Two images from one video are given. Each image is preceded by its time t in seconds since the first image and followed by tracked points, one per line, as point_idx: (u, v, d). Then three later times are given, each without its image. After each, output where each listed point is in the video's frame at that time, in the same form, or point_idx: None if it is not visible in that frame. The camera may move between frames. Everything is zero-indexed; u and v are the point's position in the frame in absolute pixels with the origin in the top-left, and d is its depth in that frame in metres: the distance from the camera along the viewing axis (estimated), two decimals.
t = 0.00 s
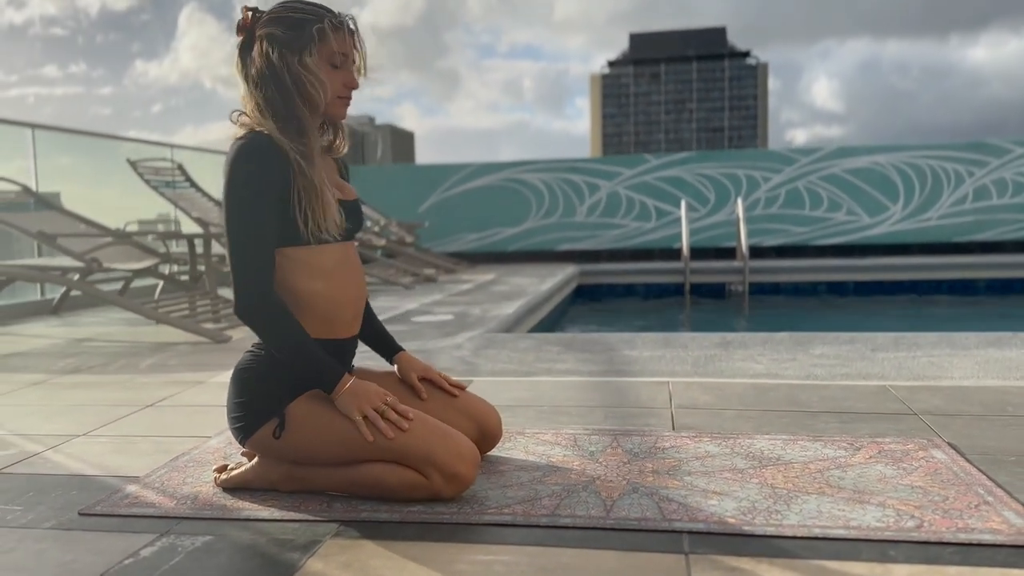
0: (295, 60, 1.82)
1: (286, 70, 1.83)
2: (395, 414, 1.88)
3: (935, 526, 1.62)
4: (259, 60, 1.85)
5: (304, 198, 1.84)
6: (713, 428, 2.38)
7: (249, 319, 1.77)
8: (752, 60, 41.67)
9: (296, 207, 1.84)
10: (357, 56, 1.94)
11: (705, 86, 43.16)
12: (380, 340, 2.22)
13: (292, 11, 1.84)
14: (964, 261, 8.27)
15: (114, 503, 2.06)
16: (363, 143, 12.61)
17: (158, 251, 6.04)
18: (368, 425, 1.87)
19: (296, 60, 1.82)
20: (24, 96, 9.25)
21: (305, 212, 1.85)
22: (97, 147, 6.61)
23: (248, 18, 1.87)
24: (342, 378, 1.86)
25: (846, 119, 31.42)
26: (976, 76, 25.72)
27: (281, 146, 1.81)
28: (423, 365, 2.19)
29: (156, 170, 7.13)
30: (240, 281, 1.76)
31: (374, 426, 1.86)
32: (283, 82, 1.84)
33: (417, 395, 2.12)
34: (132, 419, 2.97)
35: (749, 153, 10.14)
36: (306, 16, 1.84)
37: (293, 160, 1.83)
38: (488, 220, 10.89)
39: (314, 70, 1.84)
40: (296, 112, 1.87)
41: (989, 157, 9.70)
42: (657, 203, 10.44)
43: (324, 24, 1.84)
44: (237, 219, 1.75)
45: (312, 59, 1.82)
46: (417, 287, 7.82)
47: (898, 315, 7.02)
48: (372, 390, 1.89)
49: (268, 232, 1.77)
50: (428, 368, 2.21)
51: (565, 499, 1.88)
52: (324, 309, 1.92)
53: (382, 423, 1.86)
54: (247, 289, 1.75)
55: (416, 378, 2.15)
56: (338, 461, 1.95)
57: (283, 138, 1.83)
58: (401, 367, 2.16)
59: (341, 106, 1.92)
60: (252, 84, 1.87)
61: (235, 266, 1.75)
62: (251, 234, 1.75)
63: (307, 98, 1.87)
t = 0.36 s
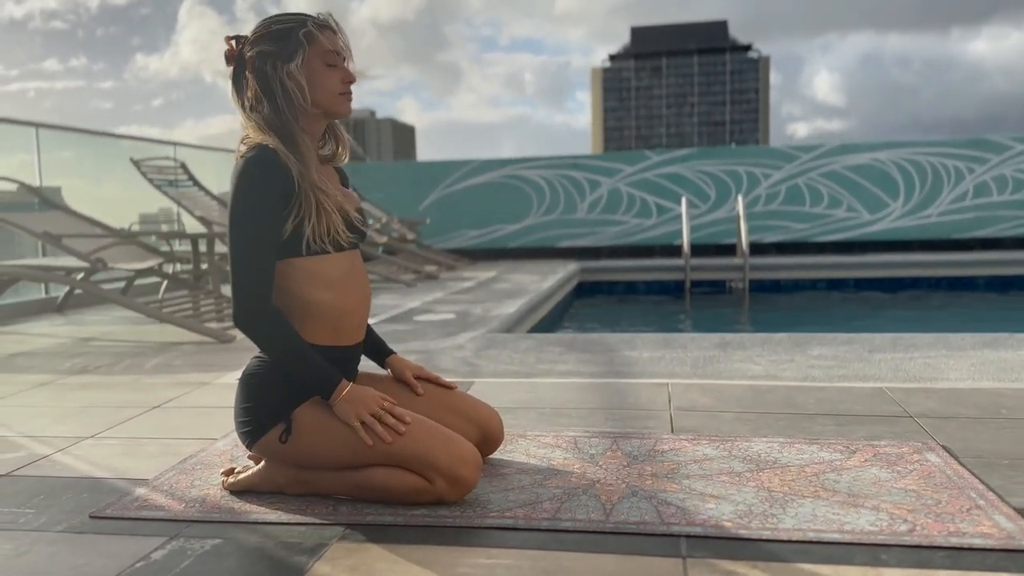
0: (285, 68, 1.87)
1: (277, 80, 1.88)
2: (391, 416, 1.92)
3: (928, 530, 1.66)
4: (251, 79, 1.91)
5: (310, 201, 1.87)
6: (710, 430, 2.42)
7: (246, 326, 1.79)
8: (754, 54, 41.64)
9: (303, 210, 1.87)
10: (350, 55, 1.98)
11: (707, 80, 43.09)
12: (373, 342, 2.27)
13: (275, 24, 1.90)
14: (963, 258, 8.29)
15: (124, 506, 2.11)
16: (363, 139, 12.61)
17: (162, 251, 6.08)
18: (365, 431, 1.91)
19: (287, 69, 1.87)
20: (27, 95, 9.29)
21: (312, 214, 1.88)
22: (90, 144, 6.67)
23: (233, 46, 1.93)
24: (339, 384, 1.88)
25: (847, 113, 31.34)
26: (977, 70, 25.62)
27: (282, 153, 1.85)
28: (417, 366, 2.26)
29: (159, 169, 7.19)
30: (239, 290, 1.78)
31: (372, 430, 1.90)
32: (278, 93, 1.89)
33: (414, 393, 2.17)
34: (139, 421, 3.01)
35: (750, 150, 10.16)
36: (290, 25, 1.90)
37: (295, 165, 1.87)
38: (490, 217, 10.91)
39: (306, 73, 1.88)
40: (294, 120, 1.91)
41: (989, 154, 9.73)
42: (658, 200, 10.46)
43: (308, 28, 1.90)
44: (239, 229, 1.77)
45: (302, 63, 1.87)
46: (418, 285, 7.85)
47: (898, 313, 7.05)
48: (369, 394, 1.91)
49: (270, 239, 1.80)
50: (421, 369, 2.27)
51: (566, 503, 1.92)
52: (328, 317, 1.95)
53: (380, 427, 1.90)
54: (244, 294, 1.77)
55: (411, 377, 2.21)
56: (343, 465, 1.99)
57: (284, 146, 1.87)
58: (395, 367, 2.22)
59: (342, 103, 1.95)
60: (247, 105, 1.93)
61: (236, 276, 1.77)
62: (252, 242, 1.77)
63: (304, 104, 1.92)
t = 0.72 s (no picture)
0: (281, 83, 1.91)
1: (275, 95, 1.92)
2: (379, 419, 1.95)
3: (918, 536, 1.70)
4: (249, 101, 1.95)
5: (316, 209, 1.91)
6: (707, 435, 2.47)
7: (238, 334, 1.81)
8: (754, 48, 41.63)
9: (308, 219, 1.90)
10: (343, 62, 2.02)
11: (707, 74, 43.04)
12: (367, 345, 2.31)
13: (265, 42, 1.94)
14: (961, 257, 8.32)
15: (133, 511, 2.15)
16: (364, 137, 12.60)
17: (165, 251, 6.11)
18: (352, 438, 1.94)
19: (283, 83, 1.91)
20: (28, 93, 9.32)
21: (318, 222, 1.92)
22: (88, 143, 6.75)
23: (228, 75, 1.98)
24: (330, 392, 1.92)
25: (847, 107, 31.29)
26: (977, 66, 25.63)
27: (285, 164, 1.89)
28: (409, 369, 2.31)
29: (162, 169, 7.26)
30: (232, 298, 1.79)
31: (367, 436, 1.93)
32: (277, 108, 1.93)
33: (407, 393, 2.23)
34: (145, 424, 3.05)
35: (750, 148, 10.17)
36: (280, 39, 1.93)
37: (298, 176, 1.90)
38: (490, 215, 10.94)
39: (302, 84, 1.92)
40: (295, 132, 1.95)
41: (988, 152, 9.77)
42: (658, 198, 10.49)
43: (298, 41, 1.93)
44: (240, 239, 1.80)
45: (296, 75, 1.91)
46: (418, 284, 7.88)
47: (896, 311, 7.08)
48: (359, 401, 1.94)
49: (268, 249, 1.83)
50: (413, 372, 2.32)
51: (565, 508, 1.96)
52: (335, 326, 1.99)
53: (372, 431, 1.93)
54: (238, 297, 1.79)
55: (405, 379, 2.26)
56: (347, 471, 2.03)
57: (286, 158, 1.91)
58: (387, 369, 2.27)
59: (343, 106, 1.98)
60: (250, 128, 1.98)
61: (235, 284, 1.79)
62: (252, 250, 1.80)
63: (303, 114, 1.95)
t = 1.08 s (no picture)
0: (277, 97, 1.94)
1: (273, 110, 1.95)
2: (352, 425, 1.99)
3: (910, 541, 1.73)
4: (249, 122, 1.98)
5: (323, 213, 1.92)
6: (704, 439, 2.50)
7: (228, 337, 1.80)
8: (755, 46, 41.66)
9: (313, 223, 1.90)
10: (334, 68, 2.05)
11: (708, 71, 43.05)
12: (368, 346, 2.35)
13: (255, 62, 1.97)
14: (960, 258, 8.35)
15: (138, 516, 2.18)
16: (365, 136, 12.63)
17: (168, 253, 6.15)
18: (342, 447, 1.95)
19: (279, 99, 1.94)
20: (29, 91, 9.35)
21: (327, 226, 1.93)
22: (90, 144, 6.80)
23: (227, 104, 2.01)
24: (315, 398, 1.91)
25: (847, 104, 31.27)
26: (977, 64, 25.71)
27: (291, 173, 1.90)
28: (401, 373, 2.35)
29: (164, 171, 7.29)
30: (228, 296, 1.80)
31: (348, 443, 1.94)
32: (277, 123, 1.96)
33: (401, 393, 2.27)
34: (149, 428, 3.09)
35: (750, 148, 10.20)
36: (268, 56, 1.96)
37: (305, 184, 1.92)
38: (491, 215, 10.97)
39: (299, 94, 1.95)
40: (298, 143, 1.98)
41: (987, 152, 9.79)
42: (658, 197, 10.52)
43: (286, 55, 1.96)
44: (242, 245, 1.80)
45: (292, 87, 1.94)
46: (419, 284, 7.91)
47: (896, 311, 7.10)
48: (340, 409, 1.95)
49: (268, 254, 1.83)
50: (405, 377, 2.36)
51: (563, 513, 2.00)
52: (341, 333, 2.02)
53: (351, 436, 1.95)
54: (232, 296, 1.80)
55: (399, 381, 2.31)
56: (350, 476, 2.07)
57: (292, 167, 1.93)
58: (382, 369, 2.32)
59: (342, 108, 2.01)
60: (255, 151, 2.01)
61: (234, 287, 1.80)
62: (255, 257, 1.81)
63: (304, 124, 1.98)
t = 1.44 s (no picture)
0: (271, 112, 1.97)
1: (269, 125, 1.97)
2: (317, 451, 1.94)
3: (902, 549, 1.76)
4: (248, 142, 2.01)
5: (325, 222, 1.94)
6: (701, 445, 2.53)
7: (225, 340, 1.76)
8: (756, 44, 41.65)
9: (315, 232, 1.91)
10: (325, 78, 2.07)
11: (708, 70, 43.05)
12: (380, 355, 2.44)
13: (248, 81, 2.00)
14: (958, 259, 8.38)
15: (142, 523, 2.21)
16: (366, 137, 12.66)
17: (170, 256, 6.15)
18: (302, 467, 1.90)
19: (275, 116, 1.97)
20: (31, 91, 9.38)
21: (329, 234, 1.94)
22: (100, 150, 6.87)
23: (226, 129, 2.05)
24: (277, 417, 1.83)
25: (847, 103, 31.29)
26: (979, 63, 25.76)
27: (291, 185, 1.93)
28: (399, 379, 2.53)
29: (166, 173, 7.30)
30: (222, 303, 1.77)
31: (304, 465, 1.88)
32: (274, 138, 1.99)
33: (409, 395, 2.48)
34: (152, 433, 3.12)
35: (750, 149, 10.23)
36: (260, 73, 1.99)
37: (306, 196, 1.94)
38: (491, 216, 11.00)
39: (293, 107, 1.97)
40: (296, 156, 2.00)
41: (986, 153, 9.80)
42: (658, 198, 10.54)
43: (278, 71, 1.98)
44: (246, 253, 1.80)
45: (287, 103, 1.96)
46: (420, 285, 7.93)
47: (895, 312, 7.13)
48: (301, 426, 1.88)
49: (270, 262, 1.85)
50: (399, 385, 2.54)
51: (561, 521, 2.03)
52: (342, 344, 2.04)
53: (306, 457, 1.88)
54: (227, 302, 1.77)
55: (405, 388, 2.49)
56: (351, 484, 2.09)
57: (292, 180, 1.95)
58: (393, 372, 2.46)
59: (337, 116, 2.03)
60: (257, 170, 2.04)
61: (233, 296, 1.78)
62: (261, 265, 1.82)
63: (301, 138, 2.01)
